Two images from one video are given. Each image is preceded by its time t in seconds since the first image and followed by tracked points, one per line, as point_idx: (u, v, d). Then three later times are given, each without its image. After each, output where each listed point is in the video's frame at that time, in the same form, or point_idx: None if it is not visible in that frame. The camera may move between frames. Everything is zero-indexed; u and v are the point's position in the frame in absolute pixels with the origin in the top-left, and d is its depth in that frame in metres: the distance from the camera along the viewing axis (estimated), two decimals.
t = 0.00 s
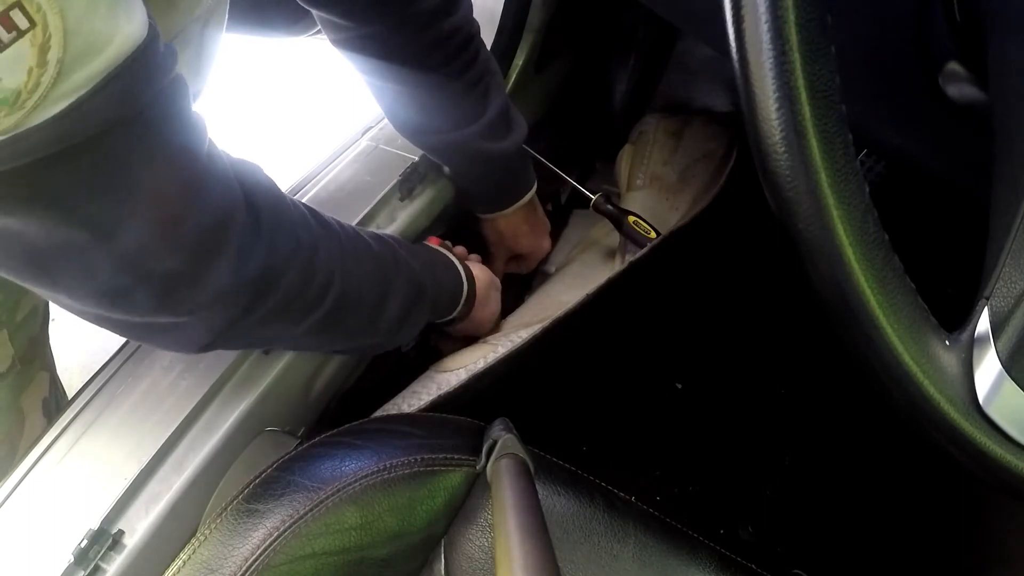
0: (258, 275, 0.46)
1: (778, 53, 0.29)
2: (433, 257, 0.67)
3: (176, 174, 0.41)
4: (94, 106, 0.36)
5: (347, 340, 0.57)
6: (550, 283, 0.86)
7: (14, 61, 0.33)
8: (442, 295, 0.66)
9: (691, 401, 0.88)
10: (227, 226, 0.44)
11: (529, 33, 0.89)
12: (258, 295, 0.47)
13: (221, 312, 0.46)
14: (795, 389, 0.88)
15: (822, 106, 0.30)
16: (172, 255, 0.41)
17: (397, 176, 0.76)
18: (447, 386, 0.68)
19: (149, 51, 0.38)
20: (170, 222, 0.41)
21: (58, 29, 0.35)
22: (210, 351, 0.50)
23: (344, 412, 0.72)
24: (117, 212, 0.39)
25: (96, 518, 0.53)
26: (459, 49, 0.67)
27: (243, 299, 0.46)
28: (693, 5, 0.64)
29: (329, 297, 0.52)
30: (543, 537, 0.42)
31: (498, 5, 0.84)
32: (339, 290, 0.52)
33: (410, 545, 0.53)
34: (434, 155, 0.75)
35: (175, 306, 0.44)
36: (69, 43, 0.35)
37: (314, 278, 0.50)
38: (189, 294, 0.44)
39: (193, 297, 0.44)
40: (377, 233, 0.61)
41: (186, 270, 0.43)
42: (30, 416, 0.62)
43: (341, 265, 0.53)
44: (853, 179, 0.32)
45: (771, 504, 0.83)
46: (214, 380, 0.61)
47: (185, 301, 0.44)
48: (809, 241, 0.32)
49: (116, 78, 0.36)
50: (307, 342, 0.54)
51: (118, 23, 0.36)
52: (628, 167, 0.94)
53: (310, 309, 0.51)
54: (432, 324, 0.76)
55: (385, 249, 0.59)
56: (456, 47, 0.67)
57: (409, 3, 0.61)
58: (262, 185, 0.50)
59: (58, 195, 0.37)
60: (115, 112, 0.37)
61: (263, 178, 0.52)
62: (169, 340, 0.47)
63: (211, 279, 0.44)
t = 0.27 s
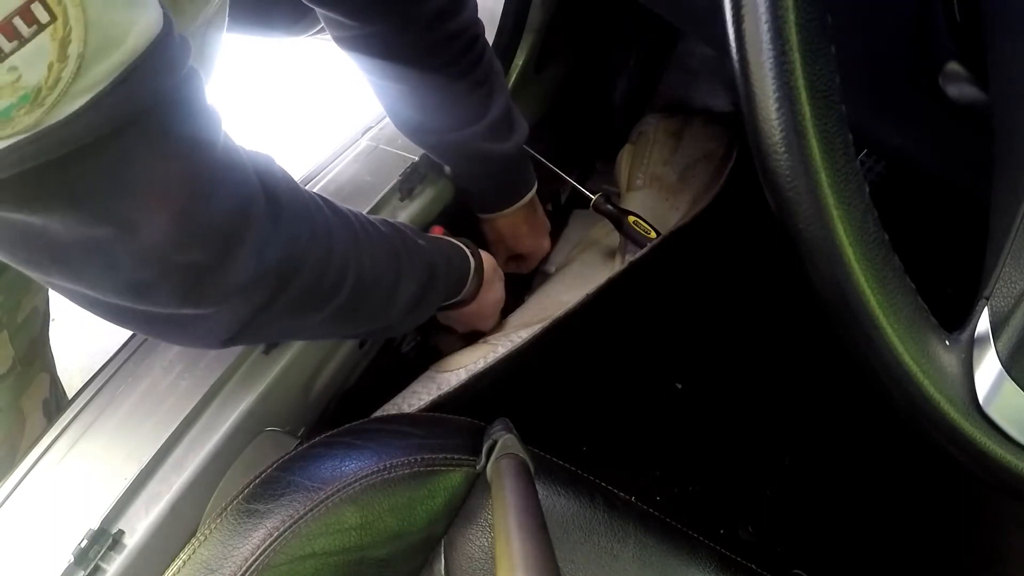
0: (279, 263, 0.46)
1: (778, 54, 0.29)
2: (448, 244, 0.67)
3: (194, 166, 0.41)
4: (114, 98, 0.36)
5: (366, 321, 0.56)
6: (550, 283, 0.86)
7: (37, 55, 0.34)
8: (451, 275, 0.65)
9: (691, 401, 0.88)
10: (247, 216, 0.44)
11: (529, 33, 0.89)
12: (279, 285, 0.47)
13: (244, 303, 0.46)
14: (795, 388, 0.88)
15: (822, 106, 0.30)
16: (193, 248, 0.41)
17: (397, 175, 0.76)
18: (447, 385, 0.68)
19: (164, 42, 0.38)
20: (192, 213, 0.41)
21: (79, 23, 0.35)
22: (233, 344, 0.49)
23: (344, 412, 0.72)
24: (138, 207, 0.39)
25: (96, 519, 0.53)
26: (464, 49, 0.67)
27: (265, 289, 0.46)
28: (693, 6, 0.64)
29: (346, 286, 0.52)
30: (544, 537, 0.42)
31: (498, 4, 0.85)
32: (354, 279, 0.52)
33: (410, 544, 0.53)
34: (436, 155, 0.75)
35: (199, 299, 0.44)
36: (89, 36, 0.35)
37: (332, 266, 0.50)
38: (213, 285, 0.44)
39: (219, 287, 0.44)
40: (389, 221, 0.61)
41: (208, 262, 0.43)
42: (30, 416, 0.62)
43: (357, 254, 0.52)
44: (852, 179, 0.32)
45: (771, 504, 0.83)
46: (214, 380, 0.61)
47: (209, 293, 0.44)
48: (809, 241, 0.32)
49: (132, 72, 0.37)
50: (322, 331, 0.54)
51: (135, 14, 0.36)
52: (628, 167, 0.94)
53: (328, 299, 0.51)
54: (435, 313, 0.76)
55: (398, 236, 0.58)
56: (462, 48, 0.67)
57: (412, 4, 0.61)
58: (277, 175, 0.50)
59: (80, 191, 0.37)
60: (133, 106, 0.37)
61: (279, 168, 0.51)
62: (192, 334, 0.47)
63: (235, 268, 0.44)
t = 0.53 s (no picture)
0: (275, 260, 0.46)
1: (778, 53, 0.29)
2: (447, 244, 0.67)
3: (193, 162, 0.41)
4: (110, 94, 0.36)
5: (365, 319, 0.56)
6: (549, 283, 0.86)
7: (35, 51, 0.34)
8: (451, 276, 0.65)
9: (691, 401, 0.88)
10: (243, 212, 0.44)
11: (529, 33, 0.89)
12: (276, 280, 0.47)
13: (240, 298, 0.46)
14: (795, 388, 0.88)
15: (823, 106, 0.30)
16: (191, 243, 0.41)
17: (397, 176, 0.76)
18: (447, 386, 0.68)
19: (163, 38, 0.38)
20: (189, 209, 0.41)
21: (76, 19, 0.35)
22: (230, 339, 0.50)
23: (345, 412, 0.72)
24: (135, 202, 0.39)
25: (96, 518, 0.53)
26: (471, 50, 0.67)
27: (261, 286, 0.46)
28: (693, 6, 0.64)
29: (343, 284, 0.52)
30: (544, 537, 0.42)
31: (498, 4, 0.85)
32: (352, 276, 0.52)
33: (410, 545, 0.53)
34: (438, 154, 0.75)
35: (195, 293, 0.44)
36: (87, 32, 0.35)
37: (329, 263, 0.50)
38: (209, 281, 0.44)
39: (214, 283, 0.44)
40: (388, 219, 0.61)
41: (205, 256, 0.43)
42: (30, 416, 0.62)
43: (355, 250, 0.52)
44: (853, 179, 0.32)
45: (771, 504, 0.84)
46: (214, 380, 0.61)
47: (205, 287, 0.44)
48: (808, 242, 0.32)
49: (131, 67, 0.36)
50: (320, 329, 0.54)
51: (133, 10, 0.36)
52: (628, 167, 0.94)
53: (326, 295, 0.51)
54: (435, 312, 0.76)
55: (397, 235, 0.58)
56: (468, 50, 0.67)
57: (414, 6, 0.61)
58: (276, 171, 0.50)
59: (78, 186, 0.37)
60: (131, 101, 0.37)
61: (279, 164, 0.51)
62: (189, 329, 0.47)
63: (230, 265, 0.44)
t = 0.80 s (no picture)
0: (269, 256, 0.46)
1: (778, 53, 0.29)
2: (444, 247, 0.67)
3: (187, 155, 0.41)
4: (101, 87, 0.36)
5: (362, 319, 0.56)
6: (549, 284, 0.86)
7: (25, 46, 0.35)
8: (452, 274, 0.65)
9: (691, 401, 0.88)
10: (238, 207, 0.44)
11: (529, 33, 0.89)
12: (270, 276, 0.47)
13: (233, 294, 0.46)
14: (795, 388, 0.88)
15: (823, 106, 0.30)
16: (184, 237, 0.41)
17: (397, 176, 0.76)
18: (447, 386, 0.68)
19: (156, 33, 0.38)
20: (182, 203, 0.41)
21: (66, 15, 0.35)
22: (225, 334, 0.50)
23: (345, 412, 0.72)
24: (128, 194, 0.39)
25: (96, 518, 0.53)
26: (470, 47, 0.67)
27: (254, 281, 0.46)
28: (693, 6, 0.64)
29: (339, 281, 0.51)
30: (544, 537, 0.42)
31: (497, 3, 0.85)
32: (348, 274, 0.52)
33: (410, 544, 0.53)
34: (438, 153, 0.75)
35: (189, 288, 0.44)
36: (76, 28, 0.35)
37: (324, 260, 0.50)
38: (201, 276, 0.44)
39: (207, 278, 0.44)
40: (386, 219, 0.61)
41: (198, 251, 0.43)
42: (30, 414, 0.62)
43: (352, 247, 0.52)
44: (853, 179, 0.32)
45: (771, 504, 0.83)
46: (214, 380, 0.61)
47: (198, 282, 0.44)
48: (809, 242, 0.32)
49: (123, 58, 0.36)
50: (317, 329, 0.54)
51: (123, 7, 0.36)
52: (628, 167, 0.94)
53: (322, 291, 0.51)
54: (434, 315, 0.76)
55: (395, 233, 0.58)
56: (467, 47, 0.67)
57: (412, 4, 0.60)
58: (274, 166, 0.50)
59: (71, 177, 0.38)
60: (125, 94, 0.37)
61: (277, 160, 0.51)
62: (182, 323, 0.47)
63: (223, 260, 0.44)
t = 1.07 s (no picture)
0: (246, 275, 0.46)
1: (778, 53, 0.29)
2: (433, 261, 0.66)
3: (168, 175, 0.41)
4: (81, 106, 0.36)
5: (342, 339, 0.57)
6: (548, 284, 0.86)
7: (3, 64, 0.34)
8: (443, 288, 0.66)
9: (691, 401, 0.88)
10: (216, 227, 0.44)
11: (529, 33, 0.89)
12: (245, 296, 0.47)
13: (209, 314, 0.46)
14: (795, 389, 0.88)
15: (823, 106, 0.30)
16: (159, 256, 0.41)
17: (397, 175, 0.76)
18: (447, 386, 0.68)
19: (138, 53, 0.38)
20: (158, 224, 0.41)
21: (46, 32, 0.35)
22: (202, 351, 0.49)
23: (344, 412, 0.72)
24: (107, 212, 0.39)
25: (96, 518, 0.53)
26: (462, 37, 0.67)
27: (230, 301, 0.46)
28: (693, 6, 0.64)
29: (317, 300, 0.52)
30: (545, 538, 0.41)
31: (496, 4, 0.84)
32: (328, 294, 0.52)
33: (409, 545, 0.53)
34: (433, 149, 0.75)
35: (163, 308, 0.44)
36: (57, 45, 0.35)
37: (303, 279, 0.50)
38: (176, 297, 0.44)
39: (181, 299, 0.44)
40: (370, 235, 0.61)
41: (174, 272, 0.42)
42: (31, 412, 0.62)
43: (332, 266, 0.52)
44: (853, 180, 0.32)
45: (772, 504, 0.83)
46: (214, 379, 0.61)
47: (172, 303, 0.44)
48: (810, 241, 0.32)
49: (107, 75, 0.37)
50: (299, 345, 0.54)
51: (105, 24, 0.36)
52: (629, 167, 0.94)
53: (301, 309, 0.51)
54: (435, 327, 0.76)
55: (378, 252, 0.58)
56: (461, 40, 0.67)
57: None
58: (254, 185, 0.50)
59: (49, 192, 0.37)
60: (107, 113, 0.37)
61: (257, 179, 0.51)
62: (157, 340, 0.47)
63: (198, 282, 0.44)
